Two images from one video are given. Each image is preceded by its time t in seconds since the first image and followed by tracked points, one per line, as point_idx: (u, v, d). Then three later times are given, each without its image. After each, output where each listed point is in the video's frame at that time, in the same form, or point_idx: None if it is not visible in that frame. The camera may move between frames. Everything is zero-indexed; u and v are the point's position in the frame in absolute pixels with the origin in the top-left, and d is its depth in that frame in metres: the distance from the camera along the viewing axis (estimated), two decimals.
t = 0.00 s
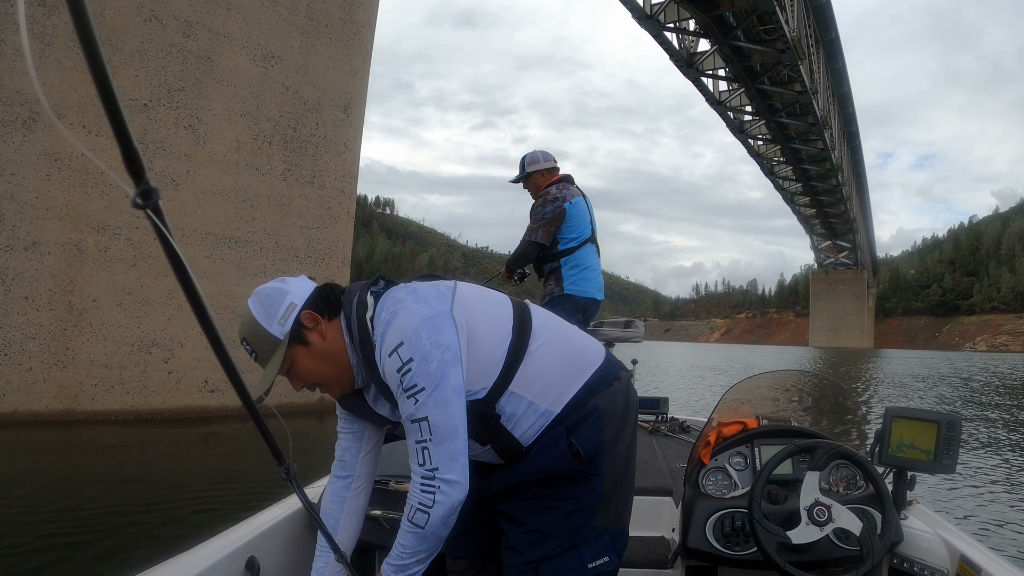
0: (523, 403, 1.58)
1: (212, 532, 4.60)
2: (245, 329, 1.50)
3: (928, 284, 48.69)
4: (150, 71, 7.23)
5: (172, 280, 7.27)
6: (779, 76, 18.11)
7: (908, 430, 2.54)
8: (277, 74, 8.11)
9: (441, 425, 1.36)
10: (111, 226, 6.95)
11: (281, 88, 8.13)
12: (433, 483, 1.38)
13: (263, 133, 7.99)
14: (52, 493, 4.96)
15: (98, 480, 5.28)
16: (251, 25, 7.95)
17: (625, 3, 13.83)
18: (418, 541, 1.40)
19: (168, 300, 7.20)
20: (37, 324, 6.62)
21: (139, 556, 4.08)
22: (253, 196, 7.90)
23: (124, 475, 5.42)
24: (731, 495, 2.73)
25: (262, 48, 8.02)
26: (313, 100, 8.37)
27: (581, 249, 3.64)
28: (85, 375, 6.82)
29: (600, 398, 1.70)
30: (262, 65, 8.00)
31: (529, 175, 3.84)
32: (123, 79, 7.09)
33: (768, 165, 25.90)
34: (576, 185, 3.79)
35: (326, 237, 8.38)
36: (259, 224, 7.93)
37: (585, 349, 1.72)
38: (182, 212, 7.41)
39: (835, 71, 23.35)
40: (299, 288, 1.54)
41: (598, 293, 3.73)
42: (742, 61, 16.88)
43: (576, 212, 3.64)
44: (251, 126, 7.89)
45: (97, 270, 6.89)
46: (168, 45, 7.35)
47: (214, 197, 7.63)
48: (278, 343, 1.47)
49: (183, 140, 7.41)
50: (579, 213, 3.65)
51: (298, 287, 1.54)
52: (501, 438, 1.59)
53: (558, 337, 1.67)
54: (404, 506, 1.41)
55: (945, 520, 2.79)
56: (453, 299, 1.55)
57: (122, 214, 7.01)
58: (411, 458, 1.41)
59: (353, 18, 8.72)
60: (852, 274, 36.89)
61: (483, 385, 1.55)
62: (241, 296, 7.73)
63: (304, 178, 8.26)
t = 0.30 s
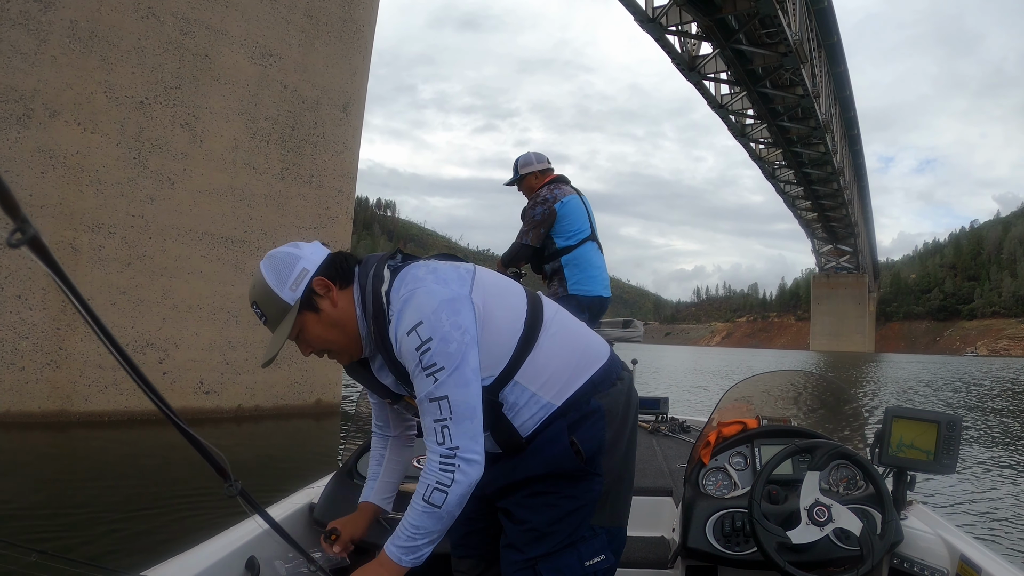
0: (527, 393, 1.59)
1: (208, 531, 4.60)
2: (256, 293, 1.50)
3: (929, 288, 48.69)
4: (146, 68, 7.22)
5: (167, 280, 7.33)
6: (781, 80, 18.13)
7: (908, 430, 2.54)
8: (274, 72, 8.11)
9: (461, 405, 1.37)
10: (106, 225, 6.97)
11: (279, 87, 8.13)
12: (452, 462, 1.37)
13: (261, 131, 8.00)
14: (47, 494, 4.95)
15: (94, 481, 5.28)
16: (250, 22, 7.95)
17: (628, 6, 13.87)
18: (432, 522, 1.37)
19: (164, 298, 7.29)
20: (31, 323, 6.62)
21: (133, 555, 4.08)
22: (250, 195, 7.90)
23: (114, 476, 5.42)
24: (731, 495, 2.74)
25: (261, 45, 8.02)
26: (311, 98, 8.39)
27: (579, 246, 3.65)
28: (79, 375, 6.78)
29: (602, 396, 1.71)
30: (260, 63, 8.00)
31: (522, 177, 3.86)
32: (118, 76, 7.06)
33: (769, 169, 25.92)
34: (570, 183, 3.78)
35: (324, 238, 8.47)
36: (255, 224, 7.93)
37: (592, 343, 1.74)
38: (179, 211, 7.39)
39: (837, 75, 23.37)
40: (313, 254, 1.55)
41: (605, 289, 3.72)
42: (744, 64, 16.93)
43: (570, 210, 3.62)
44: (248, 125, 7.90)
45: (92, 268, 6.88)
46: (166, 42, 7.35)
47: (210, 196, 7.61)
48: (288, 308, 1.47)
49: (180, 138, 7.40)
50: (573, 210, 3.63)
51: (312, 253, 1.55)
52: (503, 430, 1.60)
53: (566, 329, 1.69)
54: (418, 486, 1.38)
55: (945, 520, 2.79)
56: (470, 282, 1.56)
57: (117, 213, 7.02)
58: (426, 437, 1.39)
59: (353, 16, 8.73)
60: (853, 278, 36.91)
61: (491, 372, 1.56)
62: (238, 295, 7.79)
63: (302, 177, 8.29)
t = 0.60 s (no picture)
0: (523, 390, 1.59)
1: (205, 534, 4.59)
2: (260, 286, 1.50)
3: (930, 286, 48.64)
4: (139, 68, 7.19)
5: (160, 283, 7.32)
6: (780, 79, 18.12)
7: (909, 430, 2.54)
8: (269, 71, 8.11)
9: (460, 397, 1.37)
10: (98, 227, 6.92)
11: (274, 87, 8.13)
12: (451, 454, 1.36)
13: (256, 131, 8.00)
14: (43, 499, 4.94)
15: (91, 487, 5.27)
16: (243, 22, 7.94)
17: (626, 6, 13.86)
18: (432, 514, 1.37)
19: (158, 301, 7.28)
20: (24, 326, 6.62)
21: (129, 559, 4.07)
22: (245, 197, 7.89)
23: (108, 482, 5.40)
24: (731, 496, 2.74)
25: (255, 45, 8.01)
26: (307, 98, 8.39)
27: (578, 245, 3.65)
28: (72, 380, 6.75)
29: (600, 396, 1.70)
30: (255, 63, 7.99)
31: (522, 175, 3.86)
32: (111, 76, 7.04)
33: (769, 168, 25.90)
34: (571, 181, 3.79)
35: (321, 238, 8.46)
36: (250, 225, 7.92)
37: (590, 340, 1.74)
38: (173, 212, 7.39)
39: (836, 74, 23.36)
40: (315, 248, 1.55)
41: (605, 288, 3.71)
42: (744, 63, 16.92)
43: (569, 209, 3.64)
44: (243, 125, 7.89)
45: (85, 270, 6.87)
46: (159, 42, 7.33)
47: (205, 197, 7.61)
48: (290, 302, 1.48)
49: (173, 138, 7.39)
50: (572, 209, 3.65)
51: (314, 247, 1.55)
52: (501, 428, 1.60)
53: (564, 326, 1.69)
54: (418, 478, 1.38)
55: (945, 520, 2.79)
56: (469, 277, 1.55)
57: (109, 214, 6.99)
58: (426, 429, 1.39)
59: (349, 15, 8.75)
60: (855, 277, 36.87)
61: (489, 368, 1.56)
62: (234, 296, 7.80)
63: (297, 177, 8.27)
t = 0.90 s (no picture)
0: (523, 392, 1.59)
1: (202, 537, 4.58)
2: (259, 289, 1.51)
3: (931, 282, 48.59)
4: (132, 65, 7.15)
5: (154, 283, 7.28)
6: (781, 75, 18.09)
7: (909, 430, 2.54)
8: (264, 68, 8.09)
9: (439, 404, 1.35)
10: (90, 227, 6.87)
11: (269, 83, 8.13)
12: (422, 460, 1.35)
13: (251, 129, 7.98)
14: (39, 503, 4.94)
15: (88, 490, 5.26)
16: (237, 19, 7.91)
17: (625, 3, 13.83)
18: (399, 525, 1.33)
19: (152, 302, 7.25)
20: (16, 328, 6.59)
21: (124, 561, 4.07)
22: (241, 195, 7.88)
23: (103, 485, 5.39)
24: (731, 495, 2.74)
25: (249, 42, 7.99)
26: (302, 95, 8.39)
27: (578, 245, 3.64)
28: (65, 381, 6.75)
29: (601, 398, 1.70)
30: (249, 59, 7.97)
31: (525, 172, 3.86)
32: (104, 74, 6.98)
33: (770, 165, 25.85)
34: (576, 181, 3.79)
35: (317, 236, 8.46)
36: (245, 223, 7.91)
37: (591, 345, 1.73)
38: (167, 211, 7.36)
39: (837, 70, 23.31)
40: (314, 250, 1.55)
41: (605, 288, 3.70)
42: (744, 60, 16.90)
43: (571, 209, 3.64)
44: (237, 122, 7.87)
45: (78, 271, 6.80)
46: (151, 39, 7.29)
47: (199, 195, 7.59)
48: (289, 305, 1.48)
49: (167, 136, 7.36)
50: (574, 209, 3.65)
51: (313, 250, 1.55)
52: (502, 430, 1.60)
53: (565, 330, 1.69)
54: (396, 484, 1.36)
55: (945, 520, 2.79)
56: (469, 281, 1.55)
57: (102, 213, 6.94)
58: (406, 435, 1.38)
59: (344, 12, 8.76)
60: (856, 274, 36.81)
61: (487, 371, 1.56)
62: (230, 296, 7.81)
63: (293, 175, 8.28)
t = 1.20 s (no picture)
0: (522, 399, 1.59)
1: (198, 537, 4.55)
2: (260, 296, 1.51)
3: (932, 281, 48.56)
4: (128, 58, 7.12)
5: (150, 278, 7.27)
6: (784, 72, 18.06)
7: (909, 430, 2.54)
8: (262, 62, 8.09)
9: (421, 424, 1.36)
10: (85, 221, 6.84)
11: (268, 77, 8.12)
12: (399, 478, 1.36)
13: (249, 123, 7.96)
14: (35, 501, 4.95)
15: (84, 488, 5.27)
16: (235, 11, 7.90)
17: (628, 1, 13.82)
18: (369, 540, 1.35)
19: (147, 297, 7.24)
20: (10, 324, 6.60)
21: (120, 561, 4.07)
22: (238, 190, 7.88)
23: (98, 484, 5.38)
24: (731, 495, 2.74)
25: (247, 35, 7.98)
26: (301, 89, 8.40)
27: (578, 245, 3.64)
28: (59, 378, 6.75)
29: (603, 401, 1.70)
30: (247, 53, 7.97)
31: (536, 171, 3.90)
32: (99, 67, 6.94)
33: (772, 164, 25.81)
34: (585, 180, 3.78)
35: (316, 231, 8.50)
36: (242, 218, 7.90)
37: (592, 353, 1.72)
38: (163, 206, 7.34)
39: (839, 69, 23.27)
40: (315, 256, 1.55)
41: (606, 289, 3.68)
42: (747, 58, 16.89)
43: (573, 209, 3.64)
44: (235, 116, 7.86)
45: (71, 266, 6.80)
46: (148, 32, 7.25)
47: (195, 190, 7.56)
48: (291, 313, 1.48)
49: (162, 130, 7.32)
50: (577, 209, 3.65)
51: (314, 256, 1.55)
52: (502, 434, 1.60)
53: (566, 338, 1.68)
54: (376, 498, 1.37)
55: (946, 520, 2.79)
56: (469, 295, 1.53)
57: (97, 208, 6.91)
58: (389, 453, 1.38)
59: (343, 5, 8.80)
60: (858, 273, 36.78)
61: (485, 381, 1.56)
62: (226, 292, 7.82)
63: (292, 170, 8.30)
